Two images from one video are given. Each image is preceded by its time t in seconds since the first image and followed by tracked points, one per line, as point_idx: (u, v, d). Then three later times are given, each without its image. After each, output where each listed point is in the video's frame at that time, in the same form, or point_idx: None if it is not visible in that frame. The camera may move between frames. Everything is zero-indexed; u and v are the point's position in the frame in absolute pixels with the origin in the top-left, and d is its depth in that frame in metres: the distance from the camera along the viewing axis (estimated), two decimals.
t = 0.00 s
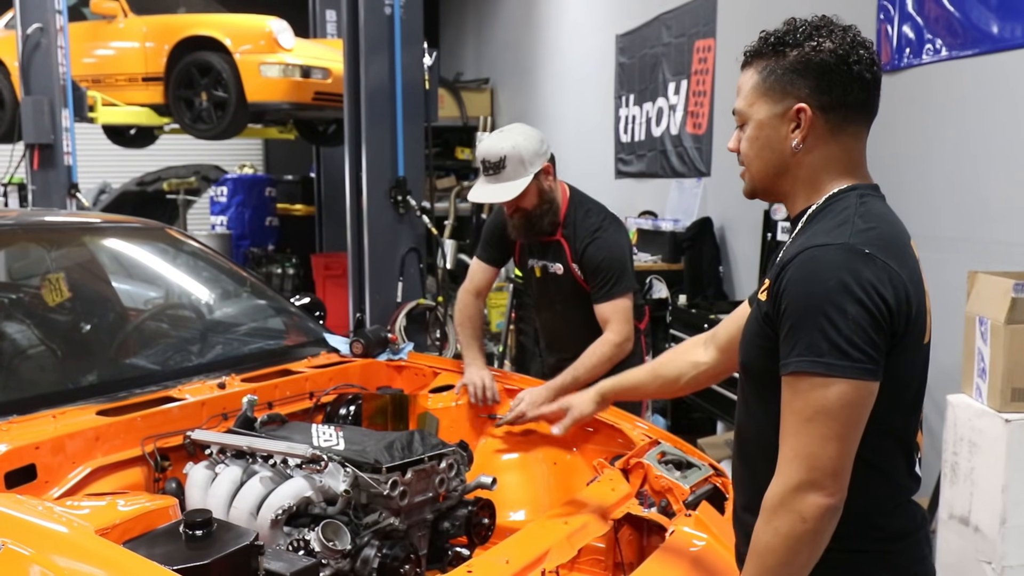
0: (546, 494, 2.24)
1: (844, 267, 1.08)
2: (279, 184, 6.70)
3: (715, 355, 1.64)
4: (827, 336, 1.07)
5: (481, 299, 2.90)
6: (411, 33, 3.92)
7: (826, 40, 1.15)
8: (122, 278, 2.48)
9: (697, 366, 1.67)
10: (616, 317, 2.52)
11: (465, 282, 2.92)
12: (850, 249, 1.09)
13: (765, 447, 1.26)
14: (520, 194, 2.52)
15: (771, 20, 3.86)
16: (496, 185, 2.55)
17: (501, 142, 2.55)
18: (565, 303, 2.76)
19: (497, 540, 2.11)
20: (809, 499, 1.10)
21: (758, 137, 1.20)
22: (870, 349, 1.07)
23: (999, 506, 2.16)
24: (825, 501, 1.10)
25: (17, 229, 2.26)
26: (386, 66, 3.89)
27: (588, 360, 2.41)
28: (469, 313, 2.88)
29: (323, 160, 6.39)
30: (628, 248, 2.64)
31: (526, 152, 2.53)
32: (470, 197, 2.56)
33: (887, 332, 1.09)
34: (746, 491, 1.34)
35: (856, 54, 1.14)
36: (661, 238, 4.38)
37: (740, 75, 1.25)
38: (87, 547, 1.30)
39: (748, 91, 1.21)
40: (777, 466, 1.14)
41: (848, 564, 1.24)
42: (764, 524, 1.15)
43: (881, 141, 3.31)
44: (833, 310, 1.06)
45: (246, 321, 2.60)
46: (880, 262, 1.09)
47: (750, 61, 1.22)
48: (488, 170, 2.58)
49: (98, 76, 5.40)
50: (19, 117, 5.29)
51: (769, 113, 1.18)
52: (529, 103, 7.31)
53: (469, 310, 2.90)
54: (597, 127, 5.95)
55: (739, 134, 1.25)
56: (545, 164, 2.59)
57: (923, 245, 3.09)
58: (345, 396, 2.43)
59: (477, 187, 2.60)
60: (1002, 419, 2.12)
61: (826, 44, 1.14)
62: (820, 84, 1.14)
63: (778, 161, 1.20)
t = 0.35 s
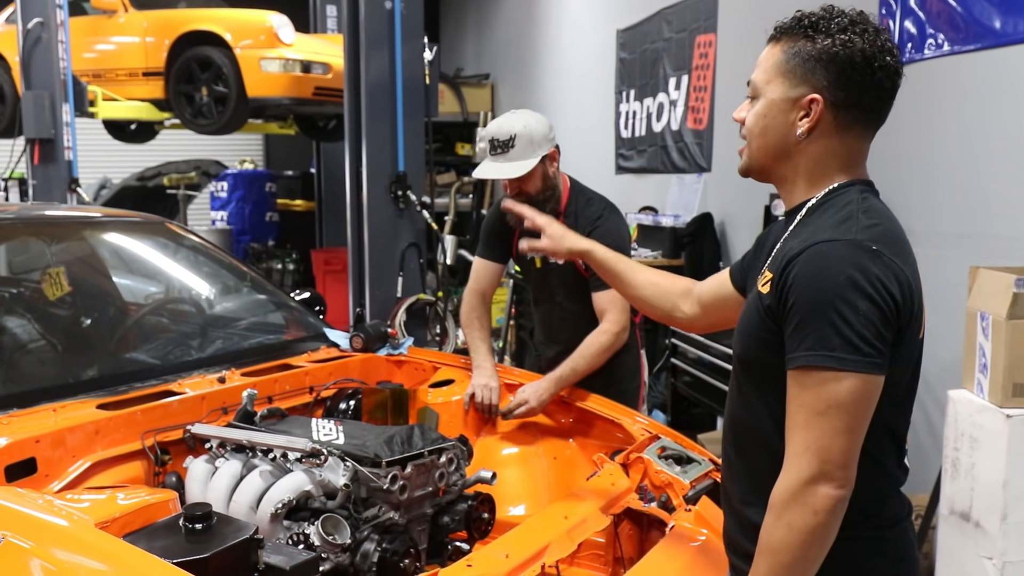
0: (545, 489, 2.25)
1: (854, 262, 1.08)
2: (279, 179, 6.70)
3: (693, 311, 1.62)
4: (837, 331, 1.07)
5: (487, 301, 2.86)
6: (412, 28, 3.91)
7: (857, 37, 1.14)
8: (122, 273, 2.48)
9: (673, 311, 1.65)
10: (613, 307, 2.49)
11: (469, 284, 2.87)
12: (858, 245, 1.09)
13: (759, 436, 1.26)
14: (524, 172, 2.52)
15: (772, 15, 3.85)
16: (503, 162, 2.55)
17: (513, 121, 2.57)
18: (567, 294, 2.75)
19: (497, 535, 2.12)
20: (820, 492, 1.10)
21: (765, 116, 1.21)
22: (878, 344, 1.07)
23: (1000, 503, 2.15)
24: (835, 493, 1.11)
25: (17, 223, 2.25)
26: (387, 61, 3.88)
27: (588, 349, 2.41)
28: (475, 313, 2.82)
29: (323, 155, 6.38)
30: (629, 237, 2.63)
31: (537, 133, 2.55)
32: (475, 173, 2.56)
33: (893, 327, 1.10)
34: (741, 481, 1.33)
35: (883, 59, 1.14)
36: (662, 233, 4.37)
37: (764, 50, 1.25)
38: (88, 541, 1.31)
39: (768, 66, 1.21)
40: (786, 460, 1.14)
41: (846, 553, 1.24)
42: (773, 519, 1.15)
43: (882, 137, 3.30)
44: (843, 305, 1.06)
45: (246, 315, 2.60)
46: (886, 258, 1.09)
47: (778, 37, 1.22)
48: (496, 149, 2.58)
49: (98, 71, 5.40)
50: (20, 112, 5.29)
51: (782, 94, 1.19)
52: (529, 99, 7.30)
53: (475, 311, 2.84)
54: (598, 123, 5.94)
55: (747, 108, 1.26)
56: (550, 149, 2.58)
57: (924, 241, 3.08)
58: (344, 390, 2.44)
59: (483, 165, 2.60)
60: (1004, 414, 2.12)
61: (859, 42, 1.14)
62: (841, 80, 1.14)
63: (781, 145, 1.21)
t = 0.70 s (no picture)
0: (548, 490, 2.24)
1: (890, 263, 1.09)
2: (282, 180, 6.70)
3: (656, 332, 1.68)
4: (881, 333, 1.07)
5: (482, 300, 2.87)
6: (412, 28, 3.91)
7: (860, 34, 1.16)
8: (124, 275, 2.48)
9: (638, 341, 1.71)
10: (606, 301, 2.56)
11: (463, 284, 2.87)
12: (890, 246, 1.10)
13: (773, 435, 1.25)
14: (510, 162, 2.56)
15: (773, 12, 3.85)
16: (491, 151, 2.60)
17: (502, 114, 2.61)
18: (558, 290, 2.73)
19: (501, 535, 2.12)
20: (869, 494, 1.11)
21: (777, 121, 1.19)
22: (918, 343, 1.09)
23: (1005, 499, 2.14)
24: (882, 495, 1.12)
25: (19, 226, 2.25)
26: (388, 62, 3.88)
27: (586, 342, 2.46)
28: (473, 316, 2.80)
29: (325, 156, 6.38)
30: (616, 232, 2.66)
31: (526, 124, 2.58)
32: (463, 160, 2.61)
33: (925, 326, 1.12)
34: (754, 482, 1.32)
35: (886, 54, 1.17)
36: (664, 232, 4.37)
37: (758, 54, 1.24)
38: (92, 544, 1.31)
39: (773, 71, 1.20)
40: (829, 464, 1.13)
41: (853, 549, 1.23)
42: (817, 523, 1.14)
43: (885, 134, 3.29)
44: (885, 306, 1.07)
45: (249, 317, 2.60)
46: (917, 258, 1.11)
47: (777, 40, 1.21)
48: (485, 138, 2.63)
49: (100, 74, 5.41)
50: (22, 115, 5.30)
51: (794, 99, 1.18)
52: (531, 98, 7.30)
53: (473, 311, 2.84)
54: (600, 122, 5.94)
55: (747, 113, 1.24)
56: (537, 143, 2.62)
57: (927, 238, 3.07)
58: (348, 391, 2.43)
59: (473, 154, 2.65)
60: (1008, 410, 2.11)
61: (863, 38, 1.16)
62: (853, 78, 1.16)
63: (795, 149, 1.20)
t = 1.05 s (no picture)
0: (547, 489, 2.24)
1: (886, 261, 1.08)
2: (283, 178, 6.71)
3: (669, 331, 1.67)
4: (876, 330, 1.07)
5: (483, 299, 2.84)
6: (415, 27, 3.90)
7: (841, 37, 1.17)
8: (125, 272, 2.48)
9: (652, 339, 1.71)
10: (594, 295, 2.56)
11: (461, 283, 2.85)
12: (886, 244, 1.10)
13: (774, 438, 1.25)
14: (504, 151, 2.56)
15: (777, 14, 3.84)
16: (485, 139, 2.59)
17: (497, 104, 2.61)
18: (552, 285, 2.74)
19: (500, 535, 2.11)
20: (874, 491, 1.11)
21: (771, 133, 1.19)
22: (915, 340, 1.08)
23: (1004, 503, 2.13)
24: (888, 491, 1.11)
25: (20, 222, 2.25)
26: (390, 61, 3.87)
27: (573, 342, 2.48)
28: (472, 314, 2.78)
29: (326, 154, 6.38)
30: (611, 229, 2.67)
31: (522, 114, 2.57)
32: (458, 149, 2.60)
33: (924, 322, 1.11)
34: (753, 485, 1.32)
35: (870, 52, 1.18)
36: (665, 233, 4.36)
37: (741, 69, 1.24)
38: (90, 540, 1.30)
39: (759, 86, 1.19)
40: (834, 465, 1.13)
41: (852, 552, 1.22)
42: (831, 530, 1.14)
43: (887, 136, 3.28)
44: (880, 304, 1.07)
45: (249, 315, 2.60)
46: (913, 256, 1.11)
47: (759, 53, 1.21)
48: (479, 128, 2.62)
49: (102, 70, 5.41)
50: (25, 111, 5.30)
51: (784, 110, 1.18)
52: (534, 98, 7.29)
53: (472, 311, 2.82)
54: (602, 122, 5.93)
55: (739, 128, 1.24)
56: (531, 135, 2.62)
57: (928, 240, 3.06)
58: (348, 390, 2.43)
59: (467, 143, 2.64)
60: (1007, 414, 2.10)
61: (844, 40, 1.16)
62: (841, 81, 1.16)
63: (791, 158, 1.20)
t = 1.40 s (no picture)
0: (548, 490, 2.25)
1: (860, 272, 1.07)
2: (282, 181, 6.71)
3: (713, 320, 1.69)
4: (842, 342, 1.06)
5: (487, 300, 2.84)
6: (413, 29, 3.90)
7: (847, 43, 1.14)
8: (125, 276, 2.48)
9: (695, 327, 1.72)
10: (602, 301, 2.53)
11: (467, 282, 2.85)
12: (866, 255, 1.09)
13: (762, 439, 1.27)
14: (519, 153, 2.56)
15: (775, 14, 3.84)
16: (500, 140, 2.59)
17: (514, 105, 2.62)
18: (560, 288, 2.74)
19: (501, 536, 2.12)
20: (821, 502, 1.10)
21: (778, 143, 1.19)
22: (885, 356, 1.07)
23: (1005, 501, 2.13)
24: (836, 504, 1.10)
25: (20, 226, 2.25)
26: (389, 63, 3.87)
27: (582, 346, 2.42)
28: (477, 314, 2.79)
29: (325, 157, 6.37)
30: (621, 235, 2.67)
31: (539, 116, 2.57)
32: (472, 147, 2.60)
33: (900, 338, 1.09)
34: (746, 480, 1.33)
35: (878, 56, 1.15)
36: (664, 234, 4.37)
37: (747, 75, 1.23)
38: (92, 544, 1.30)
39: (763, 96, 1.19)
40: (789, 469, 1.13)
41: (849, 551, 1.23)
42: (773, 526, 1.15)
43: (886, 136, 3.29)
44: (848, 316, 1.06)
45: (249, 318, 2.60)
46: (895, 269, 1.09)
47: (763, 61, 1.20)
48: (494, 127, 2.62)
49: (101, 74, 5.41)
50: (23, 115, 5.30)
51: (791, 120, 1.17)
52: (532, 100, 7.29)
53: (477, 310, 2.82)
54: (600, 123, 5.94)
55: (747, 135, 1.24)
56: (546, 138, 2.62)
57: (928, 239, 3.07)
58: (349, 392, 2.43)
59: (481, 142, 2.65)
60: (1008, 412, 2.10)
61: (852, 46, 1.14)
62: (847, 90, 1.14)
63: (799, 165, 1.20)
